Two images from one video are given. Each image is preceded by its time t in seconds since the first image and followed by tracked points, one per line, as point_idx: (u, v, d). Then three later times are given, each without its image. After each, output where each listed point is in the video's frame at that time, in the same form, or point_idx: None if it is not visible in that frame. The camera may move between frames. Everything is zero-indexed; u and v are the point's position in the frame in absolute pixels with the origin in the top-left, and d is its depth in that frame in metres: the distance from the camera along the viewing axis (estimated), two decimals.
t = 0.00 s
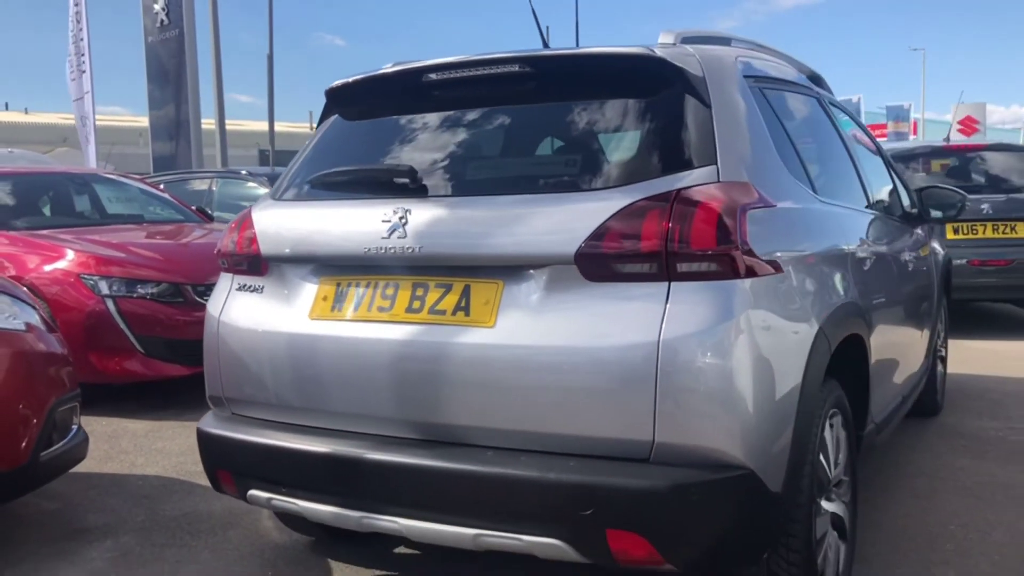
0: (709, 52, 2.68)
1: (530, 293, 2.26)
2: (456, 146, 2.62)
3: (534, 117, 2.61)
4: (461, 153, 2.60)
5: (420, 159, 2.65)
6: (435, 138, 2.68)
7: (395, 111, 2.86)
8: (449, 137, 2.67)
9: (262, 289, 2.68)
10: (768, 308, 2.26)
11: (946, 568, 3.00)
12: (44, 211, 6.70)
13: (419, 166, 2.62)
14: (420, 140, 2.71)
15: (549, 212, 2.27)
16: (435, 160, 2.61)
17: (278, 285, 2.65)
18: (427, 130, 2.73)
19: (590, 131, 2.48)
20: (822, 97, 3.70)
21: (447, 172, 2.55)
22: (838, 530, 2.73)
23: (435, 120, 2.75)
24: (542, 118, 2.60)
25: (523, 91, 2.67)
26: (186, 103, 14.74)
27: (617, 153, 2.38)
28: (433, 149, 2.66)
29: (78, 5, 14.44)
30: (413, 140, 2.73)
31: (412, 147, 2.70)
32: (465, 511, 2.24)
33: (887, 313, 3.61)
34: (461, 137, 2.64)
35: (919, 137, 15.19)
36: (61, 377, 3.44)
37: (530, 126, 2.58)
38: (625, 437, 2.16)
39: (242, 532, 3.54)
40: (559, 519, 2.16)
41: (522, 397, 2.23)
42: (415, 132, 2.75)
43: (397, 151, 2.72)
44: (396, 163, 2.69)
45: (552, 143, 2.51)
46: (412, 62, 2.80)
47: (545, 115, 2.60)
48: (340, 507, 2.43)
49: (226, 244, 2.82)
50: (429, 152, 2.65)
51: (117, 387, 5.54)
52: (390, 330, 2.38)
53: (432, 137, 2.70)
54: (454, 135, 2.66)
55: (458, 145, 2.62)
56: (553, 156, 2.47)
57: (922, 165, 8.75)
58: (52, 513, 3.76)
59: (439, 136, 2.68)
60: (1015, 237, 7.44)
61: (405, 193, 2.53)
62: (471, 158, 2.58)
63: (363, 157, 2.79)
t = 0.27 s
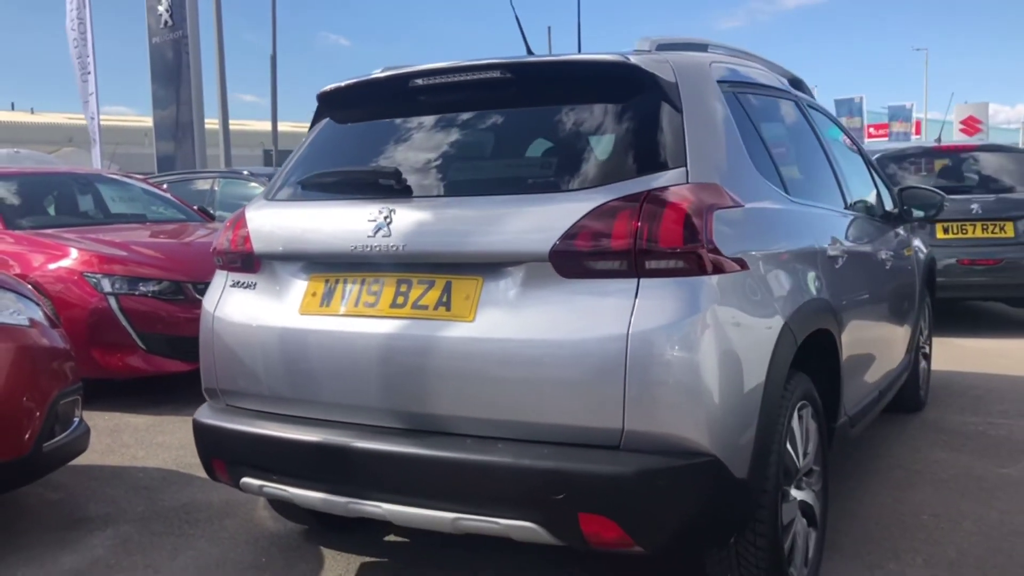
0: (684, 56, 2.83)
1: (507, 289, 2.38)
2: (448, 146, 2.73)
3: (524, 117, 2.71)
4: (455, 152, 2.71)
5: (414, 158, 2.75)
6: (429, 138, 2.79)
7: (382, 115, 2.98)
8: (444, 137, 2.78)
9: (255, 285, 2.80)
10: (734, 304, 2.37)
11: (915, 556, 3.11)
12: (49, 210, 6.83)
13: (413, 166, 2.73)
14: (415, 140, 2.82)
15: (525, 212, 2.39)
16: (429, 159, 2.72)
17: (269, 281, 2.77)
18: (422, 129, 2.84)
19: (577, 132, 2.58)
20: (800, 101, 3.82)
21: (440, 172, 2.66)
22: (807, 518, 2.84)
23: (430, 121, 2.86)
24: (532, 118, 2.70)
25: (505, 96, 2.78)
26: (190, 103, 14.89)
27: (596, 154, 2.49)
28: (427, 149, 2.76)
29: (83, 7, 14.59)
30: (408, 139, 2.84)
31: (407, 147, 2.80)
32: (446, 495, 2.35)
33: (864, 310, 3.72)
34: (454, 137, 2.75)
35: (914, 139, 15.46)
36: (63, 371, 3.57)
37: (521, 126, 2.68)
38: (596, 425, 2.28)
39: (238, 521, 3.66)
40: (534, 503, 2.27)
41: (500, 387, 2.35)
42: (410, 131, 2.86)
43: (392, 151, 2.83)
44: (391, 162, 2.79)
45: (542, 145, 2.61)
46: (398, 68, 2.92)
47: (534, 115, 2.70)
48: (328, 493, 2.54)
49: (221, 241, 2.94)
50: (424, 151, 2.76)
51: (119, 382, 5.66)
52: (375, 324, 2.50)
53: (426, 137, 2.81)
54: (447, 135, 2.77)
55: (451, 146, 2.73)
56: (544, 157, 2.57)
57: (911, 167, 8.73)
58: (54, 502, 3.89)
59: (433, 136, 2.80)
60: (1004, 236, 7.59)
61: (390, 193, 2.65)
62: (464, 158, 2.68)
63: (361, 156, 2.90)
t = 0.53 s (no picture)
0: (663, 60, 2.92)
1: (486, 286, 2.46)
2: (440, 145, 2.80)
3: (518, 117, 2.77)
4: (447, 152, 2.77)
5: (408, 156, 2.82)
6: (423, 136, 2.86)
7: (370, 116, 3.06)
8: (437, 135, 2.84)
9: (245, 283, 2.89)
10: (705, 301, 2.46)
11: (890, 546, 3.19)
12: (52, 210, 6.93)
13: (408, 163, 2.80)
14: (409, 138, 2.89)
15: (504, 211, 2.47)
16: (422, 158, 2.79)
17: (259, 279, 2.86)
18: (416, 127, 2.90)
19: (565, 131, 2.66)
20: (783, 102, 3.89)
21: (432, 171, 2.74)
22: (782, 509, 2.93)
23: (424, 120, 2.92)
24: (525, 117, 2.76)
25: (488, 99, 2.86)
26: (194, 103, 15.00)
27: (577, 154, 2.58)
28: (420, 147, 2.83)
29: (87, 7, 14.69)
30: (402, 137, 2.91)
31: (401, 145, 2.88)
32: (427, 485, 2.44)
33: (846, 307, 3.80)
34: (447, 135, 2.82)
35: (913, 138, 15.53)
36: (62, 366, 3.66)
37: (513, 126, 2.74)
38: (571, 417, 2.36)
39: (233, 513, 3.76)
40: (510, 492, 2.35)
41: (479, 380, 2.43)
42: (405, 129, 2.92)
43: (386, 148, 2.91)
44: (385, 159, 2.86)
45: (533, 145, 2.67)
46: (384, 72, 3.00)
47: (526, 114, 2.77)
48: (314, 483, 2.63)
49: (214, 239, 3.03)
50: (417, 150, 2.83)
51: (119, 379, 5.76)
52: (360, 320, 2.59)
53: (421, 134, 2.87)
54: (441, 134, 2.83)
55: (443, 144, 2.80)
56: (534, 157, 2.63)
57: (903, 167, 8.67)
58: (54, 495, 3.98)
59: (428, 133, 2.86)
60: (996, 235, 7.67)
61: (375, 194, 2.73)
62: (457, 156, 2.75)
63: (358, 154, 2.98)
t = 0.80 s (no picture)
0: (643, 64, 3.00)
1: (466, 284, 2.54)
2: (434, 145, 2.87)
3: (508, 117, 2.84)
4: (440, 152, 2.85)
5: (402, 156, 2.90)
6: (418, 135, 2.93)
7: (361, 118, 3.14)
8: (431, 135, 2.91)
9: (236, 281, 2.97)
10: (679, 299, 2.53)
11: (867, 539, 3.27)
12: (54, 209, 7.02)
13: (401, 163, 2.88)
14: (404, 137, 2.97)
15: (484, 212, 2.55)
16: (415, 158, 2.87)
17: (249, 277, 2.94)
18: (411, 127, 2.97)
19: (552, 130, 2.73)
20: (767, 104, 3.96)
21: (425, 171, 2.81)
22: (759, 503, 3.00)
23: (419, 120, 2.99)
24: (515, 119, 2.82)
25: (470, 103, 2.94)
26: (197, 104, 15.09)
27: (559, 154, 2.65)
28: (415, 147, 2.91)
29: (92, 8, 14.79)
30: (398, 136, 2.99)
31: (397, 144, 2.96)
32: (409, 477, 2.51)
33: (831, 305, 3.86)
34: (440, 134, 2.89)
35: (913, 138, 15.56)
36: (60, 362, 3.75)
37: (503, 126, 2.81)
38: (548, 410, 2.44)
39: (227, 506, 3.84)
40: (489, 483, 2.43)
41: (461, 375, 2.51)
42: (401, 128, 2.99)
43: (381, 147, 2.98)
44: (380, 157, 2.94)
45: (524, 145, 2.73)
46: (373, 75, 3.09)
47: (515, 114, 2.84)
48: (302, 475, 2.70)
49: (206, 239, 3.11)
50: (411, 150, 2.90)
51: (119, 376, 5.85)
52: (345, 317, 2.67)
53: (416, 134, 2.94)
54: (434, 133, 2.90)
55: (437, 144, 2.88)
56: (524, 157, 2.70)
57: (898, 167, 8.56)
58: (53, 489, 4.07)
59: (422, 133, 2.93)
60: (989, 235, 7.72)
61: (361, 195, 2.81)
62: (450, 156, 2.82)
63: (353, 152, 3.05)
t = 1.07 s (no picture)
0: (622, 68, 3.07)
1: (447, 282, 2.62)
2: (428, 144, 2.92)
3: (499, 118, 2.90)
4: (433, 150, 2.90)
5: (396, 154, 2.96)
6: (413, 133, 2.98)
7: (355, 118, 3.20)
8: (425, 133, 2.96)
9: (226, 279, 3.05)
10: (653, 296, 2.61)
11: (845, 533, 3.34)
12: (58, 209, 7.11)
13: (395, 162, 2.93)
14: (400, 135, 3.01)
15: (464, 212, 2.63)
16: (409, 157, 2.93)
17: (239, 274, 3.02)
18: (406, 125, 3.02)
19: (536, 131, 2.80)
20: (751, 106, 4.03)
21: (417, 171, 2.87)
22: (736, 496, 3.08)
23: (415, 118, 3.04)
24: (505, 121, 2.88)
25: (454, 105, 3.01)
26: (201, 104, 15.19)
27: (539, 153, 2.73)
28: (409, 145, 2.96)
29: (98, 9, 14.91)
30: (393, 134, 3.04)
31: (392, 143, 3.01)
32: (391, 469, 2.59)
33: (816, 303, 3.93)
34: (435, 133, 2.94)
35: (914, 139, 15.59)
36: (59, 358, 3.84)
37: (494, 127, 2.86)
38: (524, 404, 2.52)
39: (221, 500, 3.92)
40: (467, 475, 2.51)
41: (441, 370, 2.58)
42: (396, 126, 3.04)
43: (377, 145, 3.04)
44: (376, 156, 2.99)
45: (516, 145, 2.79)
46: (362, 77, 3.17)
47: (506, 116, 2.90)
48: (288, 467, 2.78)
49: (199, 237, 3.19)
50: (406, 148, 2.96)
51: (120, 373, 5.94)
52: (331, 313, 2.75)
53: (411, 133, 2.99)
54: (429, 132, 2.95)
55: (431, 142, 2.93)
56: (508, 157, 2.76)
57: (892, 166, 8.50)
58: (52, 482, 4.15)
59: (417, 132, 2.98)
60: (983, 235, 7.80)
61: (347, 195, 2.89)
62: (442, 155, 2.88)
63: (349, 150, 3.11)
